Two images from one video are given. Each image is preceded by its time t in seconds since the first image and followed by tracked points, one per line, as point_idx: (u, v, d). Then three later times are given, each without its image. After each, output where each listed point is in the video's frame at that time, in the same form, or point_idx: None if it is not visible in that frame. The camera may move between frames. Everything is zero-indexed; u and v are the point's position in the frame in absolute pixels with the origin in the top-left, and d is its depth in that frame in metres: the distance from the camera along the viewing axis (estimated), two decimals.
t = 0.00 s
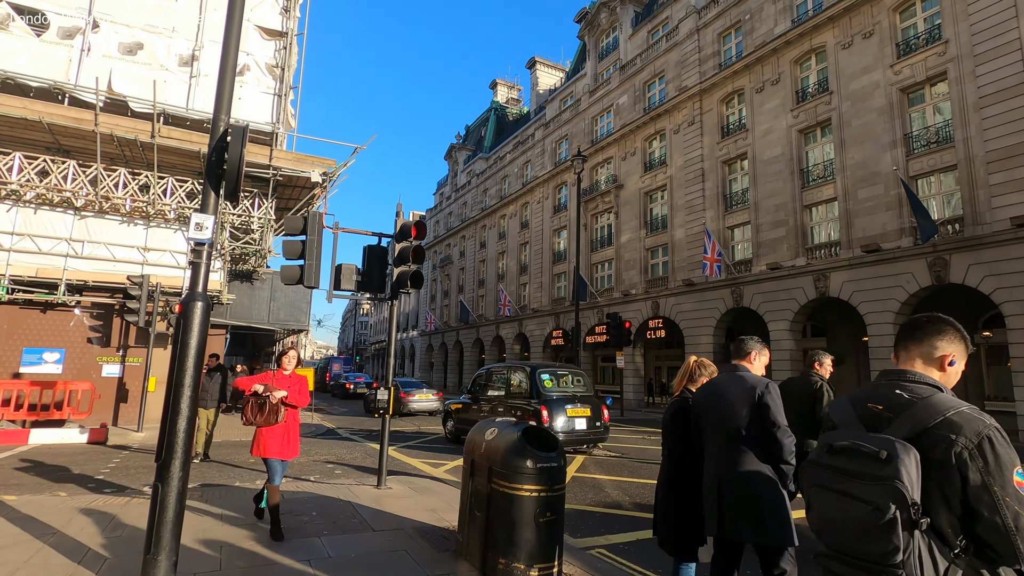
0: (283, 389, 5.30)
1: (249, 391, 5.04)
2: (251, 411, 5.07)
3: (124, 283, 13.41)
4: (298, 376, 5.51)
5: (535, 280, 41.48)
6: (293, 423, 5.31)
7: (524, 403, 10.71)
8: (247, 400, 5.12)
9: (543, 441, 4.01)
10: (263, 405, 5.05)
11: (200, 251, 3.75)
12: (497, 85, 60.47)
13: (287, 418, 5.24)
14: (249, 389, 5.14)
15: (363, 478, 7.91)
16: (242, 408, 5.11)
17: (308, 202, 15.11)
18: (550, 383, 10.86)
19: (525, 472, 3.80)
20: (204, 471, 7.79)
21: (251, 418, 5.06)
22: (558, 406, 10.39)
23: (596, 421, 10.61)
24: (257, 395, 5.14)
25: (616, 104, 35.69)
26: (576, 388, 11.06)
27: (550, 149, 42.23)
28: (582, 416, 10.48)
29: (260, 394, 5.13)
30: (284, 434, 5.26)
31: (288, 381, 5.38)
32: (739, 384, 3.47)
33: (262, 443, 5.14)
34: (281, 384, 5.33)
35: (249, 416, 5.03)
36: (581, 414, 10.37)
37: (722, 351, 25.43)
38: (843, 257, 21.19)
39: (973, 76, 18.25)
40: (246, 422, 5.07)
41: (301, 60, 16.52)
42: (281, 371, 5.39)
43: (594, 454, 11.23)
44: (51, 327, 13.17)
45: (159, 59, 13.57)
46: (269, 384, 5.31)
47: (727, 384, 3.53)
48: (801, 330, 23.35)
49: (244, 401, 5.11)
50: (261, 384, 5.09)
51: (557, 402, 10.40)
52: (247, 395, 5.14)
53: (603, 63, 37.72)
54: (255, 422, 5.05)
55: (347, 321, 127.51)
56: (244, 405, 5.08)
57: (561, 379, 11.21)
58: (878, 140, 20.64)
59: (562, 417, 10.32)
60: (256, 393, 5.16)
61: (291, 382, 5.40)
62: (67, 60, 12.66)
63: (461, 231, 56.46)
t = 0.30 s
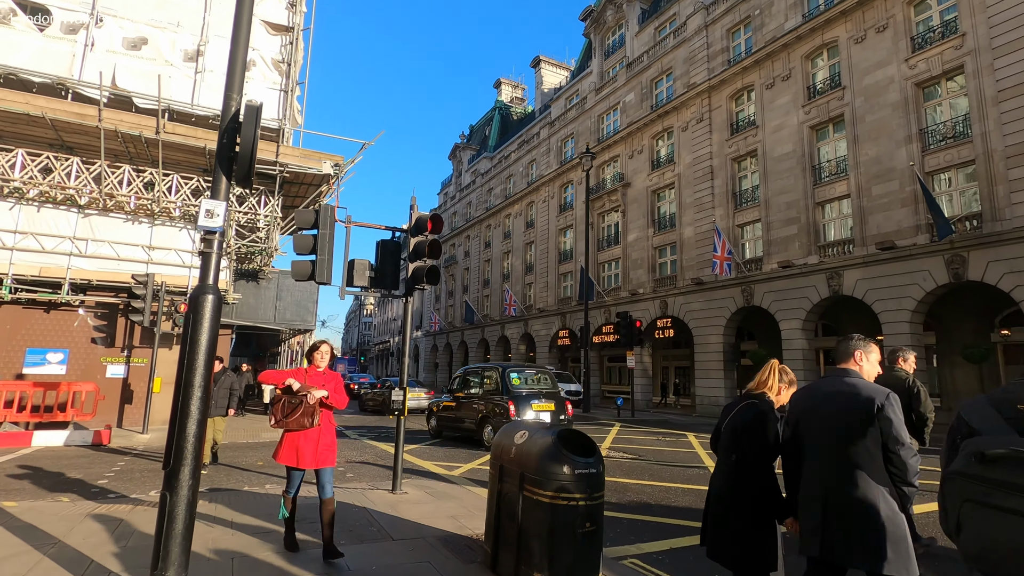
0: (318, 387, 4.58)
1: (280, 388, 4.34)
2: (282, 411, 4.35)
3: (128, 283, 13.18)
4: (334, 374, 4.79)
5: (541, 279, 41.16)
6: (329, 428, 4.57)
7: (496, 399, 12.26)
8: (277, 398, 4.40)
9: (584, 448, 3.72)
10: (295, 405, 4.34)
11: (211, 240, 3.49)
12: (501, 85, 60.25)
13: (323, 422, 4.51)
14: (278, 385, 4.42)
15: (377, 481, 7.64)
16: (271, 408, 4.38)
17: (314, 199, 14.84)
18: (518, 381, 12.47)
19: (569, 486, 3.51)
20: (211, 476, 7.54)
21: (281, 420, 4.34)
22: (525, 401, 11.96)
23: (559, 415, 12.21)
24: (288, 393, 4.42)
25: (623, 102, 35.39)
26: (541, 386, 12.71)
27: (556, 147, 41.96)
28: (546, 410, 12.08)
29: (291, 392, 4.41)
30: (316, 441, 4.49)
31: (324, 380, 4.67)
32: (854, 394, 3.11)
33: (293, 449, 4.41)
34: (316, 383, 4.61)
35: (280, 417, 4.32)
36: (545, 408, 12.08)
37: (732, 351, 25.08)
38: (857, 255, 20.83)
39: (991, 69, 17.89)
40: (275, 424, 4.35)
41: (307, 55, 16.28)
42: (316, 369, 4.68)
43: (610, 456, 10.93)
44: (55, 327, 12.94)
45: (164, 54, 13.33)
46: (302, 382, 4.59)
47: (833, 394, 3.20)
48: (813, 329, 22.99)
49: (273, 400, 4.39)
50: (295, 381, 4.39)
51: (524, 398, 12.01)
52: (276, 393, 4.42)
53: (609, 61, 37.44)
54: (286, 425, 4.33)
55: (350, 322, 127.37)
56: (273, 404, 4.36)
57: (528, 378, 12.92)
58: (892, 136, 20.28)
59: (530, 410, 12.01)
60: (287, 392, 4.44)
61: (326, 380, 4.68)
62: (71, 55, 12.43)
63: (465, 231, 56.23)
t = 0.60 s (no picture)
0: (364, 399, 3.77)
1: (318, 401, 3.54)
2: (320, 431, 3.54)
3: (134, 283, 12.94)
4: (384, 383, 3.98)
5: (547, 279, 40.83)
6: (379, 447, 3.78)
7: (473, 398, 12.61)
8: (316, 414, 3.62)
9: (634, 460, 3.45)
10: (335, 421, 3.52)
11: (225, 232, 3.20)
12: (506, 84, 59.94)
13: (371, 440, 3.72)
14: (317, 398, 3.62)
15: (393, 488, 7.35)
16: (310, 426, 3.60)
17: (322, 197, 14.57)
18: (494, 381, 12.81)
19: (631, 497, 3.22)
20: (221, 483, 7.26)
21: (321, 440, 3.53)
22: (501, 400, 12.31)
23: (535, 415, 12.50)
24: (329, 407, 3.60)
25: (630, 100, 35.02)
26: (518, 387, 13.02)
27: (562, 146, 41.63)
28: (521, 409, 12.40)
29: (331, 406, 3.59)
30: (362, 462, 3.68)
31: (371, 391, 3.86)
32: (1004, 406, 2.77)
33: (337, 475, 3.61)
34: (361, 394, 3.80)
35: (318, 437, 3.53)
36: (521, 407, 12.51)
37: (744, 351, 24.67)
38: (873, 252, 20.44)
39: (1013, 62, 17.47)
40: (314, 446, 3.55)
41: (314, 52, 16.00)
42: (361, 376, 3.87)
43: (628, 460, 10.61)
44: (59, 329, 12.70)
45: (169, 50, 13.08)
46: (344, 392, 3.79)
47: (956, 400, 2.94)
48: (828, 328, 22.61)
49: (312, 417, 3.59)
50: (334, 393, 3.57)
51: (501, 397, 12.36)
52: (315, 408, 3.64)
53: (616, 58, 37.08)
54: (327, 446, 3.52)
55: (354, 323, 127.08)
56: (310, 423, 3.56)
57: (505, 379, 13.25)
58: (909, 131, 19.87)
59: (506, 410, 12.45)
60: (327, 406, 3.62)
61: (374, 390, 3.88)
62: (74, 51, 12.18)
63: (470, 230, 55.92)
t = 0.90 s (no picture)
0: (420, 411, 3.20)
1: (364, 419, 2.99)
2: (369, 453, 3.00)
3: (143, 282, 12.73)
4: (445, 391, 3.40)
5: (555, 280, 40.54)
6: (441, 469, 3.21)
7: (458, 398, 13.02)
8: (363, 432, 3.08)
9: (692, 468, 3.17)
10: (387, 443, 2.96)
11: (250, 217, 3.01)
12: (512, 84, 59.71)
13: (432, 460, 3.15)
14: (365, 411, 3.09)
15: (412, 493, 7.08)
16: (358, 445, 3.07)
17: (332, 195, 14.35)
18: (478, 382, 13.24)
19: (693, 511, 2.93)
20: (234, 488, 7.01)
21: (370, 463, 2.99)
22: (484, 400, 12.75)
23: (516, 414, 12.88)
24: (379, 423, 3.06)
25: (639, 98, 34.72)
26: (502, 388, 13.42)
27: (570, 145, 41.34)
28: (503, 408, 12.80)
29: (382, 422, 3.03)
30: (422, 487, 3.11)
31: (430, 401, 3.28)
32: None
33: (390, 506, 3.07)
34: (417, 405, 3.23)
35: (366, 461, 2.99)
36: (504, 406, 12.93)
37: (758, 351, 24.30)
38: (891, 251, 20.07)
39: None
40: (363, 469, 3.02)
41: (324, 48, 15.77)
42: (417, 385, 3.30)
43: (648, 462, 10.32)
44: (67, 329, 12.50)
45: (178, 46, 12.87)
46: (398, 404, 3.24)
47: None
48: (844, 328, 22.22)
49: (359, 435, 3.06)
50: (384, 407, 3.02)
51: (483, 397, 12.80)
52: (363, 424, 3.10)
53: (624, 57, 36.78)
54: (377, 471, 2.97)
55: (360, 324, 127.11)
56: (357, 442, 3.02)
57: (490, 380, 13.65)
58: (928, 127, 19.51)
59: (489, 410, 12.86)
60: (378, 421, 3.08)
61: (433, 400, 3.30)
62: (83, 47, 11.99)
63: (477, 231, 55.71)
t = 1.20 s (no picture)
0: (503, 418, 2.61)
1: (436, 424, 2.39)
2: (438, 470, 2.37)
3: (151, 284, 12.51)
4: (528, 396, 2.82)
5: (562, 280, 40.23)
6: (528, 495, 2.58)
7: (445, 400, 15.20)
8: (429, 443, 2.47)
9: (760, 486, 2.86)
10: (464, 458, 2.33)
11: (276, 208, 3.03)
12: (517, 84, 59.46)
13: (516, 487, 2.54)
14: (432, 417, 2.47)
15: (432, 502, 6.80)
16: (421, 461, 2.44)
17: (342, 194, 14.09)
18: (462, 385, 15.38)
19: (768, 538, 2.62)
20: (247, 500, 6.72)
21: (440, 485, 2.36)
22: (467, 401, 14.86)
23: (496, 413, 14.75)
24: (451, 433, 2.43)
25: (647, 97, 34.38)
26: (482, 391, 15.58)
27: (577, 145, 41.05)
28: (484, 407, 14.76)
29: (456, 433, 2.42)
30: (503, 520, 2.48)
31: (512, 406, 2.70)
32: None
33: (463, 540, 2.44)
34: (497, 411, 2.65)
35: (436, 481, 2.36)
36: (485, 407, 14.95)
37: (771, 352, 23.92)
38: (908, 249, 19.67)
39: None
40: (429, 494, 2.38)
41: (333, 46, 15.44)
42: (495, 386, 2.72)
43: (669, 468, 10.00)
44: (74, 332, 12.29)
45: (185, 44, 12.61)
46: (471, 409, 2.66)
47: None
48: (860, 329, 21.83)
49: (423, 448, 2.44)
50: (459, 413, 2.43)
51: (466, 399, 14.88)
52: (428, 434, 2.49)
53: (631, 55, 36.45)
54: (450, 497, 2.32)
55: (365, 324, 126.90)
56: (422, 456, 2.40)
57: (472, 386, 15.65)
58: (947, 123, 19.11)
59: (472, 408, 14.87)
60: (449, 432, 2.46)
61: (516, 405, 2.71)
62: (89, 45, 11.76)
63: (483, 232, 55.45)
